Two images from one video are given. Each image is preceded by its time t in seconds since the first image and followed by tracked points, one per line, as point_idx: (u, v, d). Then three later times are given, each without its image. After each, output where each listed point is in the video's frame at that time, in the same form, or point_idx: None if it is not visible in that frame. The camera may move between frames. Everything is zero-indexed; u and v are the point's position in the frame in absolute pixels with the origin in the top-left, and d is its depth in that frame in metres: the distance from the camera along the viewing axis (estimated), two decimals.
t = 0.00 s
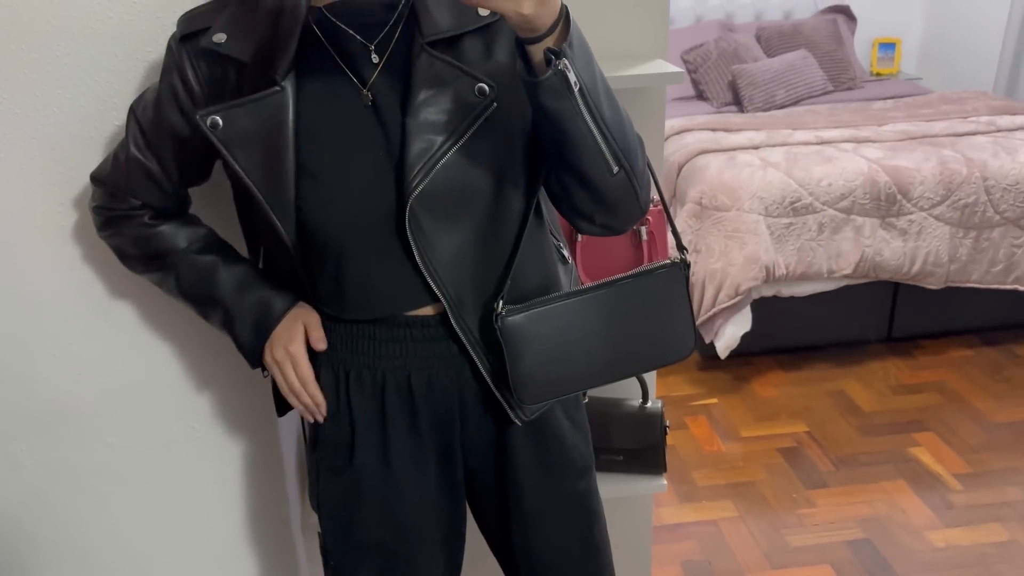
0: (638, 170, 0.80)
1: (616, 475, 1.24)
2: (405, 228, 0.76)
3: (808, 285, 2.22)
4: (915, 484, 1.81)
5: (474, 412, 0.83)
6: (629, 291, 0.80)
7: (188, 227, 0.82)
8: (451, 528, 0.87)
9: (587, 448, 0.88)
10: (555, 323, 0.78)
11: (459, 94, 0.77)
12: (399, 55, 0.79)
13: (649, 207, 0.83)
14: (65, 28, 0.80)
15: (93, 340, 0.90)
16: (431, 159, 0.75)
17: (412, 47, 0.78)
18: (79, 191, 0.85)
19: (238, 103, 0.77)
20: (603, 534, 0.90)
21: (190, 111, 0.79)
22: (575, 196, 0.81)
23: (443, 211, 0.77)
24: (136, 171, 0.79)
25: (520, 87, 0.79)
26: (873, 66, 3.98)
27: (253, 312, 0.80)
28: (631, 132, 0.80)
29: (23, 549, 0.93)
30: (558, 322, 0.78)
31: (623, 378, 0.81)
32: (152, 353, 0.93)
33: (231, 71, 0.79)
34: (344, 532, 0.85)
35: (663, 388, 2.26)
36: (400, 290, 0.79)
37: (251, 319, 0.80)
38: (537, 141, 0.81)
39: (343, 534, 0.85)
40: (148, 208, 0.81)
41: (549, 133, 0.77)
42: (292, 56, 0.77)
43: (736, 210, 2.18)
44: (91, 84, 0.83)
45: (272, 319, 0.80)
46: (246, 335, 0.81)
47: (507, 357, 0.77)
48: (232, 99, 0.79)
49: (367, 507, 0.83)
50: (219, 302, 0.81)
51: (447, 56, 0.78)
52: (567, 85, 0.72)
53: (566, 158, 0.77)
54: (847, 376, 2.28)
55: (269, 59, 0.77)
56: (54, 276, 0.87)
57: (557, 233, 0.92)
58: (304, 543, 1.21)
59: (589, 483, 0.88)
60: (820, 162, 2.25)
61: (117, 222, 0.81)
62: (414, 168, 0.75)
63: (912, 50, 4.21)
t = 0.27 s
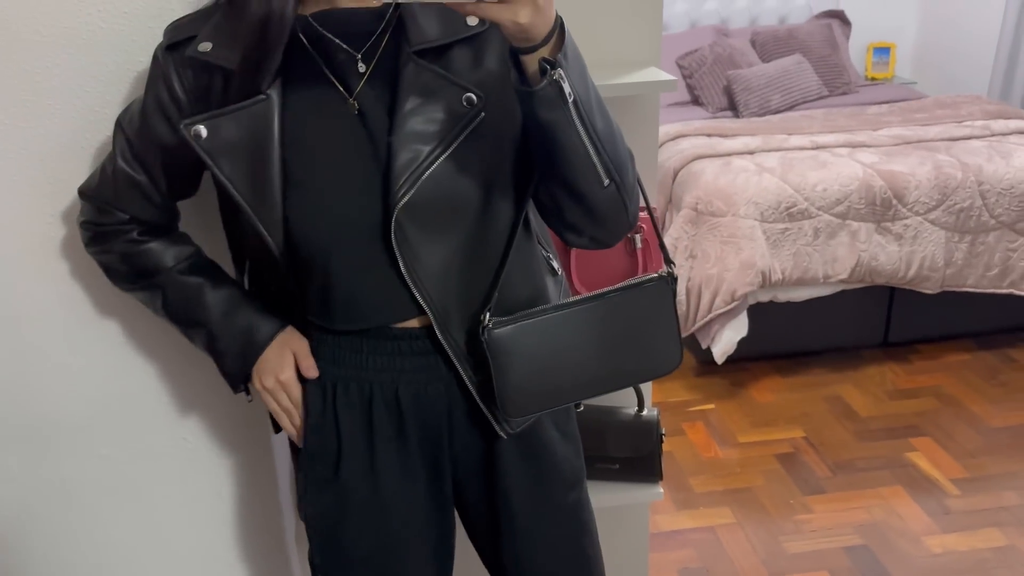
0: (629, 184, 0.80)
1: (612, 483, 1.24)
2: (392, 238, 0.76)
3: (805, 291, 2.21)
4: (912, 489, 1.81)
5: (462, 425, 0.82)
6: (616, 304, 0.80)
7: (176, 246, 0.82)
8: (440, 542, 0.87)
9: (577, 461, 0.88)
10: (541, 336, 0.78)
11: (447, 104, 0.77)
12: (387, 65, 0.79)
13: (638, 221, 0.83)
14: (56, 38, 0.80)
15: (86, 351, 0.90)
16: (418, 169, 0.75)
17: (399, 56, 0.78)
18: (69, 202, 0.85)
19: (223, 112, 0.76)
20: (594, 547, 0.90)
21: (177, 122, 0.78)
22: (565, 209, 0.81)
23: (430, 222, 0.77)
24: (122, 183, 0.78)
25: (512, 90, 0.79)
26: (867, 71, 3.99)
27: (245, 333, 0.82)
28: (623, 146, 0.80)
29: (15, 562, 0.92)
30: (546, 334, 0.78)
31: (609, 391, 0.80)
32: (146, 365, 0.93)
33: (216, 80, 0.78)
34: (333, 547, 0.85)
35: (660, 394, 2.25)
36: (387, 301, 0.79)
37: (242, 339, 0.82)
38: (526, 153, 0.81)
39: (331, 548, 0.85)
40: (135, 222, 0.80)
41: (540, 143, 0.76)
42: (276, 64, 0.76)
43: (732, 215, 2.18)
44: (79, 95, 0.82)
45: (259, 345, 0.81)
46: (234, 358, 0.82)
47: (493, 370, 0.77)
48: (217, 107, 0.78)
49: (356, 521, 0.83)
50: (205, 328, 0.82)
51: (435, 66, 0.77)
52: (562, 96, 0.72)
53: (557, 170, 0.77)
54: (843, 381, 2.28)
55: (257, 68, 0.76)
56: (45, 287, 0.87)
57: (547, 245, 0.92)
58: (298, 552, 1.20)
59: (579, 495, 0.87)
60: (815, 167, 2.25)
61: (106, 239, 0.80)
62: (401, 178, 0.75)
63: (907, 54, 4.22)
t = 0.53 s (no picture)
0: (623, 193, 0.80)
1: (610, 490, 1.24)
2: (386, 245, 0.75)
3: (802, 297, 2.22)
4: (910, 496, 1.81)
5: (455, 432, 0.82)
6: (613, 313, 0.80)
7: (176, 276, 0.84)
8: (435, 551, 0.86)
9: (571, 468, 0.88)
10: (538, 345, 0.78)
11: (442, 112, 0.77)
12: (382, 72, 0.79)
13: (632, 230, 0.83)
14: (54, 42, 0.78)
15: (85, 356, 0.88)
16: (413, 176, 0.75)
17: (394, 65, 0.78)
18: (65, 202, 0.83)
19: (219, 120, 0.76)
20: (589, 555, 0.90)
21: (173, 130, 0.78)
22: (561, 217, 0.81)
23: (424, 230, 0.77)
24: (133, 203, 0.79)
25: (509, 97, 0.79)
26: (863, 78, 4.01)
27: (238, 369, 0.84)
28: (618, 155, 0.80)
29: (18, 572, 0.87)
30: (542, 343, 0.78)
31: (605, 401, 0.80)
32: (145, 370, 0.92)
33: (211, 90, 0.79)
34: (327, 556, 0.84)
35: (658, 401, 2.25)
36: (382, 310, 0.78)
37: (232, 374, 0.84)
38: (521, 160, 0.81)
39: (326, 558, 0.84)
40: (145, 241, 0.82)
41: (535, 152, 0.76)
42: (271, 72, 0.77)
43: (729, 222, 2.18)
44: (78, 96, 0.81)
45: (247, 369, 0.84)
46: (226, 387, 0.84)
47: (489, 379, 0.76)
48: (214, 116, 0.78)
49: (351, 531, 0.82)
50: (197, 365, 0.84)
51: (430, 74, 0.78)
52: (558, 105, 0.72)
53: (552, 178, 0.77)
54: (841, 387, 2.27)
55: (251, 75, 0.77)
56: (45, 291, 0.84)
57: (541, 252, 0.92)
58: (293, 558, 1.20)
59: (573, 504, 0.87)
60: (812, 174, 2.25)
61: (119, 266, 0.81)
62: (396, 186, 0.74)
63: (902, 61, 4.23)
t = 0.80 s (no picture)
0: (621, 200, 0.81)
1: (612, 497, 1.24)
2: (388, 250, 0.76)
3: (802, 305, 2.22)
4: (911, 505, 1.81)
5: (457, 434, 0.83)
6: (613, 317, 0.81)
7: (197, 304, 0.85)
8: (436, 554, 0.87)
9: (572, 473, 0.88)
10: (537, 348, 0.78)
11: (443, 118, 0.78)
12: (385, 78, 0.79)
13: (630, 236, 0.84)
14: (60, 50, 0.81)
15: (87, 360, 0.89)
16: (414, 182, 0.76)
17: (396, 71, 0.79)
18: (75, 211, 0.85)
19: (229, 126, 0.76)
20: (591, 559, 0.90)
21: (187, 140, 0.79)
22: (559, 224, 0.82)
23: (425, 235, 0.78)
24: (165, 226, 0.82)
25: (508, 106, 0.80)
26: (862, 88, 4.03)
27: (252, 407, 0.83)
28: (616, 162, 0.81)
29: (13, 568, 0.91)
30: (543, 346, 0.78)
31: (603, 403, 0.81)
32: (150, 374, 0.93)
33: (219, 94, 0.79)
34: (330, 561, 0.84)
35: (658, 409, 2.25)
36: (385, 315, 0.79)
37: (244, 411, 0.83)
38: (521, 165, 0.82)
39: (329, 563, 0.84)
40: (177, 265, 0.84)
41: (534, 160, 0.77)
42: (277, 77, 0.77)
43: (729, 231, 2.19)
44: (89, 105, 0.83)
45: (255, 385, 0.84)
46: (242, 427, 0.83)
47: (488, 381, 0.77)
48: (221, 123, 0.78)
49: (354, 535, 0.83)
50: (212, 405, 0.83)
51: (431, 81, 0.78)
52: (556, 112, 0.73)
53: (550, 185, 0.78)
54: (841, 396, 2.28)
55: (257, 80, 0.76)
56: (50, 297, 0.86)
57: (543, 257, 0.92)
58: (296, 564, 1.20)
59: (574, 508, 0.87)
60: (812, 183, 2.26)
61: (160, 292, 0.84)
62: (397, 192, 0.75)
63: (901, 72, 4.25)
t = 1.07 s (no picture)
0: (619, 208, 0.82)
1: (610, 510, 1.24)
2: (389, 262, 0.76)
3: (800, 320, 2.23)
4: (908, 520, 1.81)
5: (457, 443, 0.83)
6: (611, 324, 0.81)
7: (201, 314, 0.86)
8: (433, 563, 0.87)
9: (570, 482, 0.88)
10: (537, 356, 0.78)
11: (444, 130, 0.78)
12: (386, 90, 0.80)
13: (628, 244, 0.85)
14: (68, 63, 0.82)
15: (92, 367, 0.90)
16: (414, 194, 0.76)
17: (397, 84, 0.79)
18: (82, 222, 0.87)
19: (233, 137, 0.77)
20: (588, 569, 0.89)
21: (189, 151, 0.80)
22: (558, 233, 0.83)
23: (425, 246, 0.78)
24: (172, 237, 0.83)
25: (506, 117, 0.81)
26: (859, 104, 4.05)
27: (253, 414, 0.84)
28: (614, 171, 0.81)
29: None
30: (541, 354, 0.78)
31: (602, 411, 0.81)
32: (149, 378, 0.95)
33: (222, 105, 0.80)
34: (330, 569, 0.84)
35: (657, 423, 2.25)
36: (385, 325, 0.79)
37: (246, 419, 0.83)
38: (519, 176, 0.83)
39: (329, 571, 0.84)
40: (184, 272, 0.85)
41: (534, 170, 0.77)
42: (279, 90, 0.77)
43: (726, 245, 2.20)
44: (96, 117, 0.85)
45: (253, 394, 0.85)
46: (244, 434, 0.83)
47: (489, 390, 0.77)
48: (224, 134, 0.79)
49: (353, 543, 0.83)
50: (216, 410, 0.84)
51: (431, 94, 0.79)
52: (554, 121, 0.73)
53: (549, 194, 0.78)
54: (838, 411, 2.28)
55: (260, 91, 0.77)
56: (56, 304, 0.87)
57: (540, 267, 0.92)
58: None
59: (572, 517, 0.87)
60: (809, 199, 2.27)
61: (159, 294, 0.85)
62: (397, 204, 0.76)
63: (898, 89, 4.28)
